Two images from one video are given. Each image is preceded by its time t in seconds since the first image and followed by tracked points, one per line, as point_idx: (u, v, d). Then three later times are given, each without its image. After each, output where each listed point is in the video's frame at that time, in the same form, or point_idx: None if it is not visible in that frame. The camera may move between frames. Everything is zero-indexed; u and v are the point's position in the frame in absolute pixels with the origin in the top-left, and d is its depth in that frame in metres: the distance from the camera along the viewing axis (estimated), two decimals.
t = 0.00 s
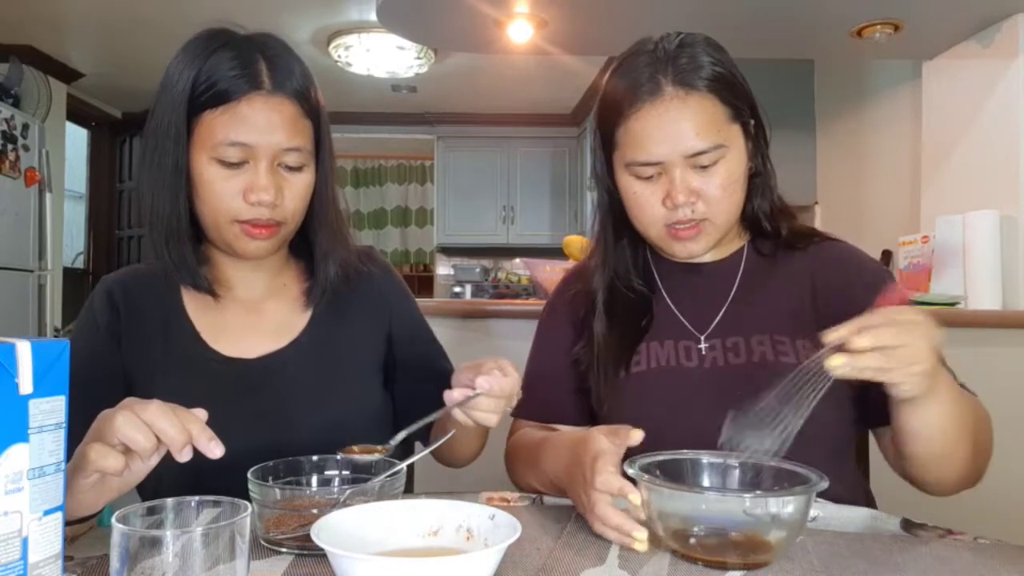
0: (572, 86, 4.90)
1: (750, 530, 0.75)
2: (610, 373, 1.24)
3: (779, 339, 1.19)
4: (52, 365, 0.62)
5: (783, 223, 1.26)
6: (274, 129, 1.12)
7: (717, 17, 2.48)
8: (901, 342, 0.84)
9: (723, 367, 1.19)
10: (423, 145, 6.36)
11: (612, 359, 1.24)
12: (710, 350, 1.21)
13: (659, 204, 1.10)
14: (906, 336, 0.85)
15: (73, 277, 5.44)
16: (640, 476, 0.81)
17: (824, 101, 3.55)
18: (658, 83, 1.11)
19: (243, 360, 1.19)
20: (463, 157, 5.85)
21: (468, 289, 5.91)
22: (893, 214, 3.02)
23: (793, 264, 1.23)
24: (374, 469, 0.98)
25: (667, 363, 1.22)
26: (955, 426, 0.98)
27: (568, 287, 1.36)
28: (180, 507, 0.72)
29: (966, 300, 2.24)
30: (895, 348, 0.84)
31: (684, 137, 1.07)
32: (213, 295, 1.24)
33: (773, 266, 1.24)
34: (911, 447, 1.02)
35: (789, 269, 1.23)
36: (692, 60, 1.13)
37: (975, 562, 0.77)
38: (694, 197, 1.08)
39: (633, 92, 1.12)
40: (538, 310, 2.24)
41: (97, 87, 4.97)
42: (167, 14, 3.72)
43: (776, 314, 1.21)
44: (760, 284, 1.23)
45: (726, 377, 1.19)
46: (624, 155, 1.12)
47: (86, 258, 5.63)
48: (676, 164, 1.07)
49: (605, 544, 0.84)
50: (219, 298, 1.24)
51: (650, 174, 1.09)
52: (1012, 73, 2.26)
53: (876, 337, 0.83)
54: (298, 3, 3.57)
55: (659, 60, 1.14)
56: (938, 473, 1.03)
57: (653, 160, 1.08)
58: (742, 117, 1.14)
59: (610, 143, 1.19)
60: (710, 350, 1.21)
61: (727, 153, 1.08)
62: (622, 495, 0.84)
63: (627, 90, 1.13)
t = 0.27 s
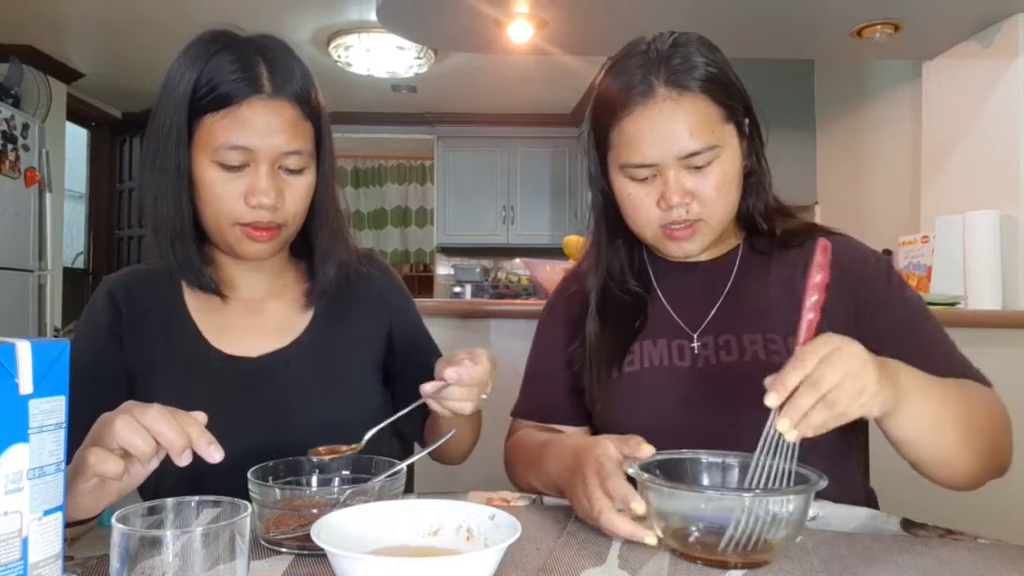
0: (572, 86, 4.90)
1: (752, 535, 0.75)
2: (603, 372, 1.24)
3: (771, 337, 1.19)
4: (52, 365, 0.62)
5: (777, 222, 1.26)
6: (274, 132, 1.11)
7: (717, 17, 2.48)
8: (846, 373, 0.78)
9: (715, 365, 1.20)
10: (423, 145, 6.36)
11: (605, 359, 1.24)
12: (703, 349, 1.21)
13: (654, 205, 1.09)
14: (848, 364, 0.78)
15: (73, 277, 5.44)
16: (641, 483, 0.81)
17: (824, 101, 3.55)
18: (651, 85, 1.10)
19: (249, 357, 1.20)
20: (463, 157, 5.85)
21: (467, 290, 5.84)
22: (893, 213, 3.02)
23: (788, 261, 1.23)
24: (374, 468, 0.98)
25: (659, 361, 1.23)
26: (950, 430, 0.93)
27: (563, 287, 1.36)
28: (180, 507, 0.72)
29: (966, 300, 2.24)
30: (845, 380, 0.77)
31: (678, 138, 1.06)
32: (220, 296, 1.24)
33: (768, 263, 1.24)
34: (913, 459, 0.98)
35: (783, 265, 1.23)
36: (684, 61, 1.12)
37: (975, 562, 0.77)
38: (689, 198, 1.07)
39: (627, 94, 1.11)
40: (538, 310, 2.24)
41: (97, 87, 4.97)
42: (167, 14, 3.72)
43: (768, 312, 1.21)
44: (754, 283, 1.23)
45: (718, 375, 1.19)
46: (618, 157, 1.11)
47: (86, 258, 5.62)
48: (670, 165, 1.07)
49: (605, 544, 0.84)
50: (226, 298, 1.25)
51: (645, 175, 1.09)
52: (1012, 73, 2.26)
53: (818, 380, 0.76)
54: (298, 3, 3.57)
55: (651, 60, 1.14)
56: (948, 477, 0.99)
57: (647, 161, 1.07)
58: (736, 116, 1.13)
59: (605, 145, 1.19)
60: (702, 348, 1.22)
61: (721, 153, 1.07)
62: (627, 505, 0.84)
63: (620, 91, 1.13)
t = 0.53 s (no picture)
0: (572, 86, 4.90)
1: (753, 533, 0.75)
2: (601, 376, 1.25)
3: (769, 339, 1.18)
4: (52, 365, 0.62)
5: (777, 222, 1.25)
6: (269, 134, 1.11)
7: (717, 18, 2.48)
8: (829, 370, 0.76)
9: (714, 368, 1.19)
10: (423, 145, 6.36)
11: (603, 365, 1.24)
12: (701, 351, 1.21)
13: (651, 209, 1.09)
14: (831, 361, 0.77)
15: (73, 277, 5.44)
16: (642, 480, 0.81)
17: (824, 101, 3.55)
18: (644, 91, 1.09)
19: (251, 357, 1.20)
20: (463, 157, 5.85)
21: (467, 290, 5.89)
22: (892, 214, 3.02)
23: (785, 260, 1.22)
24: (374, 468, 0.99)
25: (658, 365, 1.23)
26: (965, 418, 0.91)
27: (563, 291, 1.36)
28: (181, 506, 0.72)
29: (966, 300, 2.24)
30: (829, 376, 0.76)
31: (673, 145, 1.05)
32: (215, 300, 1.24)
33: (768, 262, 1.23)
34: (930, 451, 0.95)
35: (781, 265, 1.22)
36: (677, 65, 1.11)
37: (976, 562, 0.77)
38: (686, 203, 1.07)
39: (621, 100, 1.10)
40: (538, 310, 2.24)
41: (97, 87, 4.97)
42: (167, 15, 3.72)
43: (766, 314, 1.20)
44: (753, 283, 1.22)
45: (717, 379, 1.19)
46: (613, 162, 1.10)
47: (86, 258, 5.62)
48: (665, 171, 1.06)
49: (605, 544, 0.84)
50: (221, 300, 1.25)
51: (641, 181, 1.08)
52: (1012, 73, 2.26)
53: (795, 384, 0.76)
54: (298, 3, 3.57)
55: (644, 64, 1.13)
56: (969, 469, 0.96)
57: (641, 168, 1.06)
58: (732, 117, 1.12)
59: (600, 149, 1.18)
60: (700, 351, 1.21)
61: (718, 157, 1.07)
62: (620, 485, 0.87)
63: (614, 97, 1.12)
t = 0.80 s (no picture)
0: (572, 86, 4.90)
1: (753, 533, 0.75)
2: (599, 378, 1.25)
3: (767, 342, 1.19)
4: (52, 365, 0.62)
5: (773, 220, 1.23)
6: (266, 131, 1.11)
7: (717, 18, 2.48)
8: (820, 360, 0.77)
9: (711, 371, 1.20)
10: (423, 145, 6.36)
11: (599, 367, 1.25)
12: (698, 354, 1.22)
13: (646, 214, 1.09)
14: (821, 352, 0.77)
15: (73, 277, 5.44)
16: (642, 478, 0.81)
17: (824, 101, 3.55)
18: (637, 97, 1.09)
19: (251, 357, 1.20)
20: (463, 157, 5.85)
21: (467, 289, 5.92)
22: (892, 213, 3.02)
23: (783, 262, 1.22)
24: (374, 469, 0.99)
25: (656, 368, 1.23)
26: (970, 404, 0.90)
27: (560, 292, 1.36)
28: (181, 506, 0.72)
29: (966, 300, 2.24)
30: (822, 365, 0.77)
31: (670, 150, 1.04)
32: (211, 300, 1.23)
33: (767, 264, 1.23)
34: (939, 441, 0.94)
35: (779, 266, 1.22)
36: (668, 69, 1.11)
37: (976, 562, 0.77)
38: (682, 208, 1.07)
39: (615, 105, 1.10)
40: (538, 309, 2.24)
41: (97, 87, 4.97)
42: (167, 15, 3.72)
43: (763, 317, 1.20)
44: (752, 286, 1.22)
45: (715, 381, 1.19)
46: (608, 167, 1.10)
47: (86, 258, 5.62)
48: (659, 176, 1.05)
49: (604, 544, 0.84)
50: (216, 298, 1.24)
51: (637, 186, 1.08)
52: (1012, 73, 2.26)
53: (785, 379, 0.76)
54: (298, 3, 3.57)
55: (635, 67, 1.13)
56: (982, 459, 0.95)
57: (636, 173, 1.06)
58: (726, 119, 1.12)
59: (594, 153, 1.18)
60: (698, 353, 1.22)
61: (711, 161, 1.06)
62: (614, 480, 0.89)
63: (606, 101, 1.12)
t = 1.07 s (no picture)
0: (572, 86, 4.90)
1: (753, 529, 0.75)
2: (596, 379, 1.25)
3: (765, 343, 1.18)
4: (52, 365, 0.62)
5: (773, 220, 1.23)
6: (301, 126, 1.12)
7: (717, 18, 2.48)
8: (816, 354, 0.78)
9: (708, 372, 1.19)
10: (423, 145, 6.36)
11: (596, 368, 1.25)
12: (696, 355, 1.21)
13: (642, 213, 1.09)
14: (819, 345, 0.79)
15: (73, 277, 5.44)
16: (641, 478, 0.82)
17: (824, 101, 3.55)
18: (631, 97, 1.08)
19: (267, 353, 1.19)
20: (463, 157, 5.85)
21: (467, 290, 5.91)
22: (892, 213, 3.02)
23: (784, 262, 1.22)
24: (373, 469, 0.99)
25: (653, 369, 1.23)
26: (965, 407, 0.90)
27: (561, 294, 1.36)
28: (181, 507, 0.72)
29: (966, 300, 2.24)
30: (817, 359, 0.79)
31: (662, 151, 1.04)
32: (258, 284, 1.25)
33: (767, 266, 1.22)
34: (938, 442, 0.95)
35: (779, 266, 1.22)
36: (663, 69, 1.10)
37: (976, 562, 0.77)
38: (677, 208, 1.07)
39: (609, 105, 1.10)
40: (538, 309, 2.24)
41: (97, 87, 4.97)
42: (167, 15, 3.72)
43: (761, 319, 1.20)
44: (751, 287, 1.22)
45: (711, 382, 1.19)
46: (603, 168, 1.10)
47: (85, 258, 5.61)
48: (655, 176, 1.05)
49: (604, 544, 0.84)
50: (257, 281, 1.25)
51: (632, 186, 1.08)
52: (1012, 73, 2.26)
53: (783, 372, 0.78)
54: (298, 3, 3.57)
55: (630, 68, 1.12)
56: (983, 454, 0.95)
57: (631, 173, 1.06)
58: (722, 118, 1.11)
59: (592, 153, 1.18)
60: (696, 354, 1.21)
61: (706, 161, 1.06)
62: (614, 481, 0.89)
63: (601, 102, 1.11)
